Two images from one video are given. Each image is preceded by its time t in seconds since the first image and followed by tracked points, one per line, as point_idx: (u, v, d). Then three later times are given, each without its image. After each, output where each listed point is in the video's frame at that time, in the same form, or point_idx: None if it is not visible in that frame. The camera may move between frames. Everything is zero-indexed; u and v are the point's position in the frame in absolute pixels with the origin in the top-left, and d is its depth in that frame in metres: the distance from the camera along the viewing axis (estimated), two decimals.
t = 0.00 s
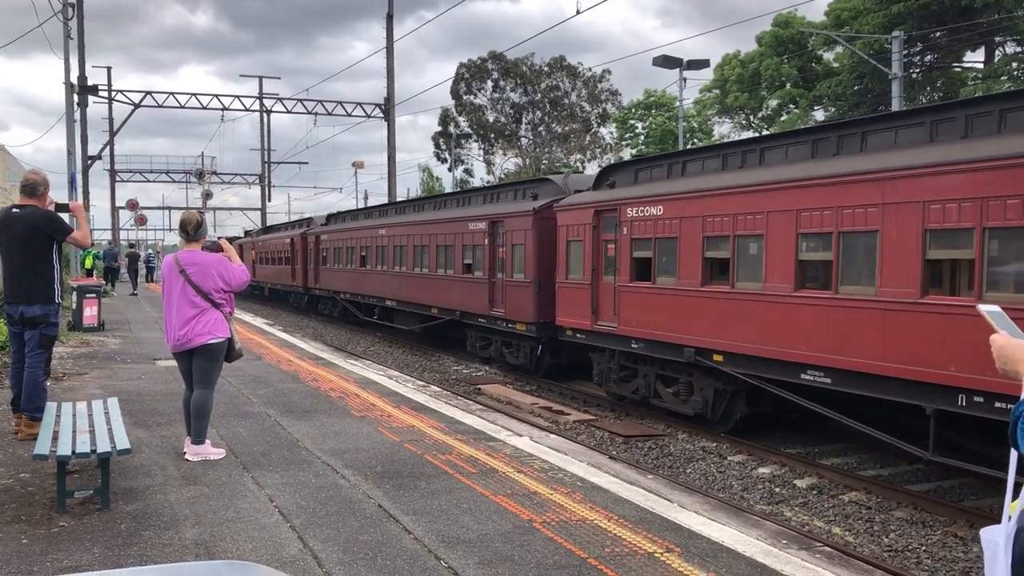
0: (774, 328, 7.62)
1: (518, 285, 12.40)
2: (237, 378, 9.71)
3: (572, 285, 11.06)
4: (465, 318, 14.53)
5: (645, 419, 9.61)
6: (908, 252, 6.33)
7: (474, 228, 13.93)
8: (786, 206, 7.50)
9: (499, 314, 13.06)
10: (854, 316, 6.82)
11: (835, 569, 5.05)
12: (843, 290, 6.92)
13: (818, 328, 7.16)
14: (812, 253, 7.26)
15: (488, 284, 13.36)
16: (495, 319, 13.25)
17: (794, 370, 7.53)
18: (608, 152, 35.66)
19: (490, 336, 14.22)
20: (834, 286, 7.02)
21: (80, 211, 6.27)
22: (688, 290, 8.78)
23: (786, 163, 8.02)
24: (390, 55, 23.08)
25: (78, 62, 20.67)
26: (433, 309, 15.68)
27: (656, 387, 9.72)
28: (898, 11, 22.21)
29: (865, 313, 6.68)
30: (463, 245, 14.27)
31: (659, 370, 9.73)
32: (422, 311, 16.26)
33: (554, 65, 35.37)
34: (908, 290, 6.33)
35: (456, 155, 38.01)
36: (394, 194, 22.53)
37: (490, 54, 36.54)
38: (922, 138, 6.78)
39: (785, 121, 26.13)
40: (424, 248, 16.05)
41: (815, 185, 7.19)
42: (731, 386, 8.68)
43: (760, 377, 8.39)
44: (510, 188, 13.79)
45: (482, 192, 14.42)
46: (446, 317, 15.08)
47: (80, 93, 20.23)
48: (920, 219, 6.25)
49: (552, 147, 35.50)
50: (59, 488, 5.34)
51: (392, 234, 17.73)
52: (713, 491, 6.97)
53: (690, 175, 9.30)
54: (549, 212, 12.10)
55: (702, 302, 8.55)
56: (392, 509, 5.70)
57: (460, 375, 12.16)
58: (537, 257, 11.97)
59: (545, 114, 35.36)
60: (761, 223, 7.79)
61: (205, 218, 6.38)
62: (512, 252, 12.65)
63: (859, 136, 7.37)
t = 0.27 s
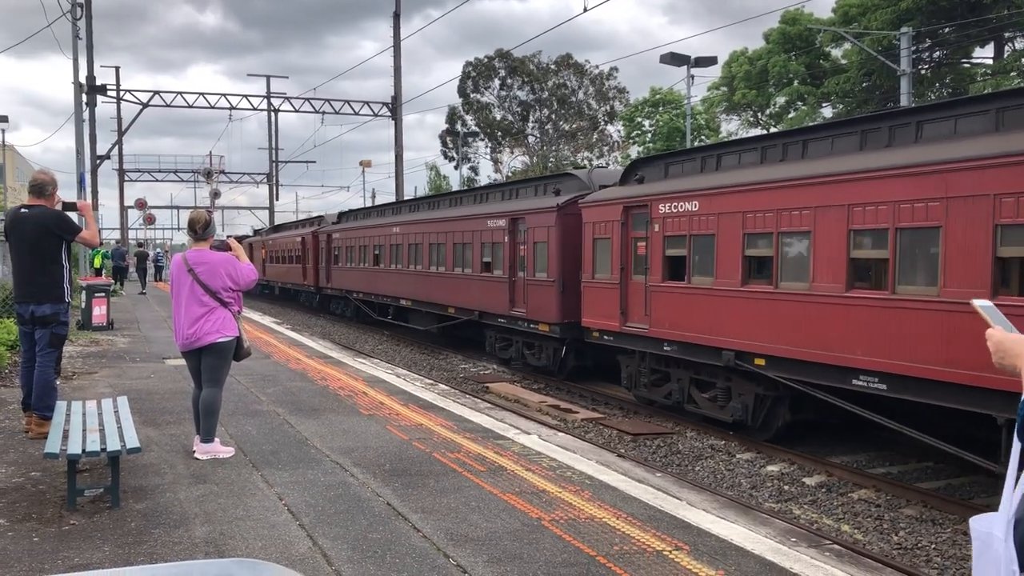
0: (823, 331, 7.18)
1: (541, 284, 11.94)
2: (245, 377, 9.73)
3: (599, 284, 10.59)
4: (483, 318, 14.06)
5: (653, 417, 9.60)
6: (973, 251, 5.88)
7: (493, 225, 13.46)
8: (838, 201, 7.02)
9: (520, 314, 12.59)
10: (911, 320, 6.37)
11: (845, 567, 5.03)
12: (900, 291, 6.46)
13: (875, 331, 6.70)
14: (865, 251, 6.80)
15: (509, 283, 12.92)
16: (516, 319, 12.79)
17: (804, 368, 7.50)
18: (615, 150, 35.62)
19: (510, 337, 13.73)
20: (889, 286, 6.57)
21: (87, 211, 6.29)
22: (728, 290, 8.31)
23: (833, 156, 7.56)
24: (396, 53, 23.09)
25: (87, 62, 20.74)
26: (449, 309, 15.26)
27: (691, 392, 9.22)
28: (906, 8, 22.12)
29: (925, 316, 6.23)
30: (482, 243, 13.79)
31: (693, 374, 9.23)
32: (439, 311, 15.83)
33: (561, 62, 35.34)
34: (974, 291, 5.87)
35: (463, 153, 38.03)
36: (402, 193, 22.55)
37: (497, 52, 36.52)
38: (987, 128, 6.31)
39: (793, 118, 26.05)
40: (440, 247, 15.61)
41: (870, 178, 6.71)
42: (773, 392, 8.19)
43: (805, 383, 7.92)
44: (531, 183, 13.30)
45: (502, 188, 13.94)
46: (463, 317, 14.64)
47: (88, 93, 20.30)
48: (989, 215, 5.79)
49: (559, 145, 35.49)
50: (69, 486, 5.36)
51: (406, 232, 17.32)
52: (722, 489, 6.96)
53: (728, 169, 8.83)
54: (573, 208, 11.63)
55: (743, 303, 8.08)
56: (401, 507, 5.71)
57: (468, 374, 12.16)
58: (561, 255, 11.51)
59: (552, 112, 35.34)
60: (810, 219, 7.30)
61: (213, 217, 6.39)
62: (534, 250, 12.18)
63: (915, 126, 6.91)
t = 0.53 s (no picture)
0: (874, 337, 6.77)
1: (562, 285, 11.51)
2: (251, 376, 9.75)
3: (625, 285, 10.18)
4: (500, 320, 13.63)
5: (658, 417, 9.58)
6: None
7: (512, 224, 13.03)
8: (891, 198, 6.63)
9: (541, 316, 12.13)
10: (976, 324, 5.97)
11: (851, 568, 5.01)
12: (964, 294, 6.05)
13: (932, 337, 6.29)
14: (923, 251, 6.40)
15: (528, 283, 12.49)
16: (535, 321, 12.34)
17: (811, 369, 7.48)
18: (620, 149, 35.59)
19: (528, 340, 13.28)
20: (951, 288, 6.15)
21: (92, 211, 6.30)
22: (768, 293, 7.92)
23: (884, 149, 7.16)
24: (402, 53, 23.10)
25: (93, 63, 20.80)
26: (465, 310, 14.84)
27: (726, 398, 8.84)
28: (913, 7, 22.05)
29: (992, 321, 5.83)
30: (500, 241, 13.35)
31: (728, 379, 8.85)
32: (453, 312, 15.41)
33: (566, 62, 35.31)
34: None
35: (469, 153, 38.04)
36: (407, 192, 22.57)
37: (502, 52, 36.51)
38: None
39: (799, 118, 25.97)
40: (455, 246, 15.19)
41: (927, 174, 6.32)
42: (815, 400, 7.79)
43: (851, 391, 7.51)
44: (551, 180, 12.88)
45: (520, 186, 13.51)
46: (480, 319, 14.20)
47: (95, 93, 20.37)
48: None
49: (564, 144, 35.49)
50: (76, 485, 5.37)
51: (420, 231, 16.91)
52: (728, 489, 6.94)
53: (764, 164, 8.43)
54: (595, 205, 11.19)
55: (785, 306, 7.69)
56: (406, 507, 5.71)
57: (474, 373, 12.16)
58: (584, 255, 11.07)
59: (557, 111, 35.31)
60: (860, 217, 6.91)
61: (219, 217, 6.40)
62: (555, 249, 11.74)
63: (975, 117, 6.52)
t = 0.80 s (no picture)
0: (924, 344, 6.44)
1: (582, 287, 11.10)
2: (254, 377, 9.76)
3: (650, 289, 9.82)
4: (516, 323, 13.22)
5: (661, 419, 9.57)
6: None
7: (529, 223, 12.62)
8: (947, 196, 6.30)
9: (559, 319, 11.71)
10: None
11: (854, 570, 5.00)
12: None
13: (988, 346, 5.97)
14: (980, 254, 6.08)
15: (545, 284, 12.09)
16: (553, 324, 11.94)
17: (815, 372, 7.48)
18: (623, 151, 35.58)
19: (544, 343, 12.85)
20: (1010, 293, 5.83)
21: (95, 211, 6.31)
22: (809, 297, 7.57)
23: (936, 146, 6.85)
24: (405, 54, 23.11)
25: (97, 63, 20.83)
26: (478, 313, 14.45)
27: (761, 408, 8.52)
28: (917, 9, 22.03)
29: None
30: (516, 242, 12.97)
31: (765, 388, 8.53)
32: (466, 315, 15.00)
33: (569, 63, 35.32)
34: None
35: (472, 155, 38.05)
36: (410, 193, 22.58)
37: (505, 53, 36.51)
38: None
39: (802, 119, 25.93)
40: (468, 246, 14.80)
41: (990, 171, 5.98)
42: (861, 412, 7.49)
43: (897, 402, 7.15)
44: (569, 178, 12.48)
45: (538, 185, 13.14)
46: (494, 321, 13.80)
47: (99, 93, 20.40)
48: None
49: (568, 145, 35.46)
50: (79, 485, 5.37)
51: (430, 231, 16.53)
52: (730, 491, 6.93)
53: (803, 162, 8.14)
54: (617, 205, 10.82)
55: (828, 312, 7.34)
56: (408, 508, 5.71)
57: (476, 374, 12.16)
58: (606, 255, 10.70)
59: (560, 113, 35.32)
60: (909, 218, 6.59)
61: (223, 218, 6.41)
62: (575, 250, 11.36)
63: None
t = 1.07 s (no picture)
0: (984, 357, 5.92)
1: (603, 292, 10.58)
2: (254, 378, 9.75)
3: (677, 294, 9.31)
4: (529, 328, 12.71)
5: (661, 422, 9.58)
6: None
7: (544, 225, 12.08)
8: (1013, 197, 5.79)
9: (576, 324, 11.18)
10: None
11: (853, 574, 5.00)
12: None
13: None
14: None
15: (562, 288, 11.56)
16: (572, 331, 11.40)
17: (815, 378, 7.46)
18: (624, 154, 35.59)
19: (561, 349, 12.33)
20: None
21: (94, 211, 6.31)
22: (851, 303, 7.04)
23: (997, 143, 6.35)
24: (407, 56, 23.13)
25: (99, 64, 20.84)
26: (489, 317, 13.98)
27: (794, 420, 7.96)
28: (918, 14, 22.06)
29: None
30: (531, 244, 12.42)
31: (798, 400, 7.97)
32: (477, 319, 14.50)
33: (571, 66, 35.35)
34: None
35: (473, 157, 38.06)
36: (411, 195, 22.60)
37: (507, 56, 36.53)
38: None
39: (803, 123, 25.92)
40: (479, 249, 14.31)
41: None
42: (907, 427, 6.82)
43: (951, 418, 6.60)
44: (587, 178, 11.94)
45: (555, 185, 12.58)
46: (507, 327, 13.29)
47: (101, 94, 20.42)
48: None
49: (569, 148, 35.45)
50: (78, 486, 5.37)
51: (439, 232, 16.09)
52: (730, 495, 6.93)
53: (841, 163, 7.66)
54: (640, 206, 10.27)
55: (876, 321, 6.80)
56: (408, 510, 5.70)
57: (476, 376, 12.17)
58: (628, 259, 10.16)
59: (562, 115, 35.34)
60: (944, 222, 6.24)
61: (225, 219, 6.41)
62: (595, 253, 10.82)
63: None
